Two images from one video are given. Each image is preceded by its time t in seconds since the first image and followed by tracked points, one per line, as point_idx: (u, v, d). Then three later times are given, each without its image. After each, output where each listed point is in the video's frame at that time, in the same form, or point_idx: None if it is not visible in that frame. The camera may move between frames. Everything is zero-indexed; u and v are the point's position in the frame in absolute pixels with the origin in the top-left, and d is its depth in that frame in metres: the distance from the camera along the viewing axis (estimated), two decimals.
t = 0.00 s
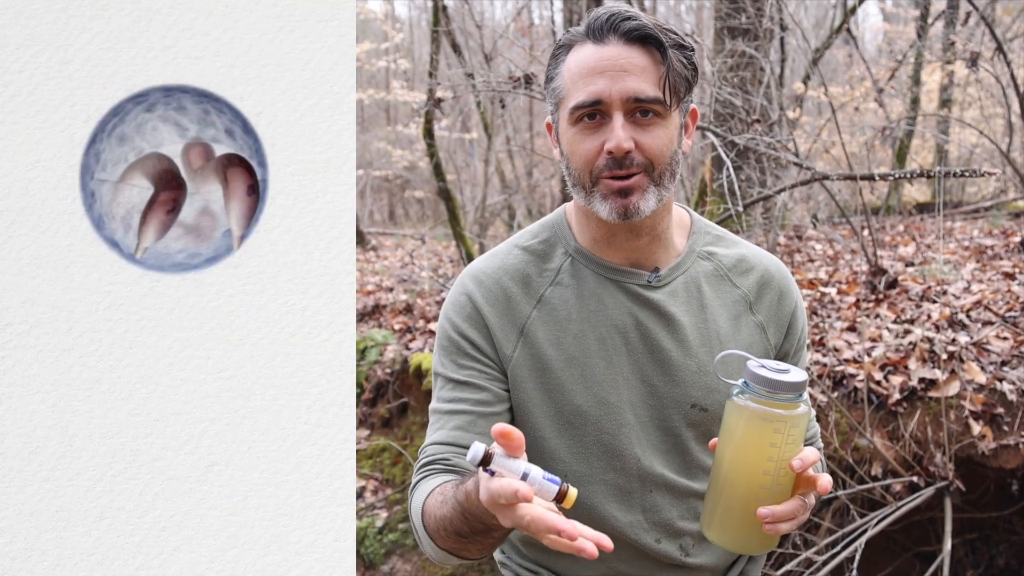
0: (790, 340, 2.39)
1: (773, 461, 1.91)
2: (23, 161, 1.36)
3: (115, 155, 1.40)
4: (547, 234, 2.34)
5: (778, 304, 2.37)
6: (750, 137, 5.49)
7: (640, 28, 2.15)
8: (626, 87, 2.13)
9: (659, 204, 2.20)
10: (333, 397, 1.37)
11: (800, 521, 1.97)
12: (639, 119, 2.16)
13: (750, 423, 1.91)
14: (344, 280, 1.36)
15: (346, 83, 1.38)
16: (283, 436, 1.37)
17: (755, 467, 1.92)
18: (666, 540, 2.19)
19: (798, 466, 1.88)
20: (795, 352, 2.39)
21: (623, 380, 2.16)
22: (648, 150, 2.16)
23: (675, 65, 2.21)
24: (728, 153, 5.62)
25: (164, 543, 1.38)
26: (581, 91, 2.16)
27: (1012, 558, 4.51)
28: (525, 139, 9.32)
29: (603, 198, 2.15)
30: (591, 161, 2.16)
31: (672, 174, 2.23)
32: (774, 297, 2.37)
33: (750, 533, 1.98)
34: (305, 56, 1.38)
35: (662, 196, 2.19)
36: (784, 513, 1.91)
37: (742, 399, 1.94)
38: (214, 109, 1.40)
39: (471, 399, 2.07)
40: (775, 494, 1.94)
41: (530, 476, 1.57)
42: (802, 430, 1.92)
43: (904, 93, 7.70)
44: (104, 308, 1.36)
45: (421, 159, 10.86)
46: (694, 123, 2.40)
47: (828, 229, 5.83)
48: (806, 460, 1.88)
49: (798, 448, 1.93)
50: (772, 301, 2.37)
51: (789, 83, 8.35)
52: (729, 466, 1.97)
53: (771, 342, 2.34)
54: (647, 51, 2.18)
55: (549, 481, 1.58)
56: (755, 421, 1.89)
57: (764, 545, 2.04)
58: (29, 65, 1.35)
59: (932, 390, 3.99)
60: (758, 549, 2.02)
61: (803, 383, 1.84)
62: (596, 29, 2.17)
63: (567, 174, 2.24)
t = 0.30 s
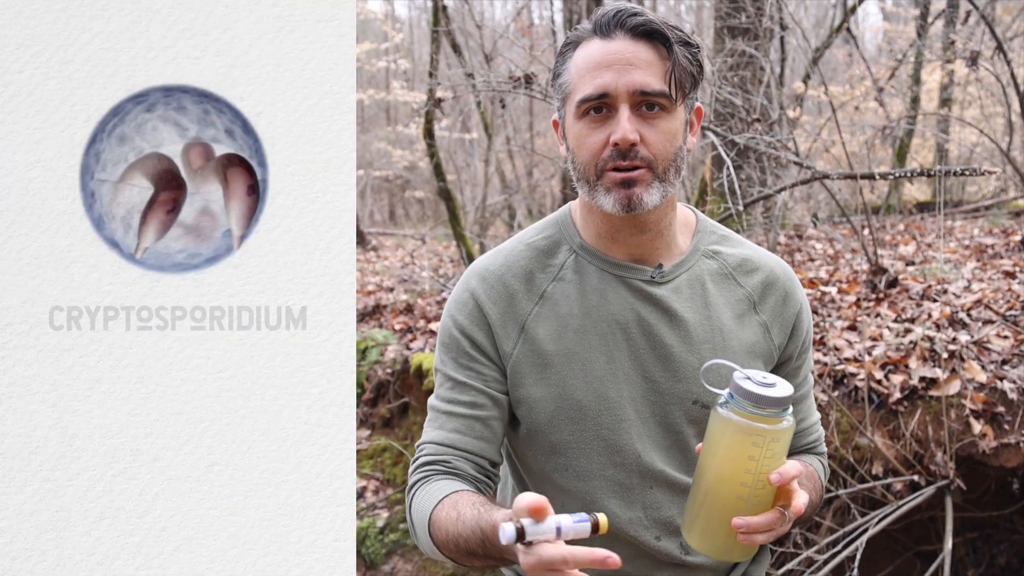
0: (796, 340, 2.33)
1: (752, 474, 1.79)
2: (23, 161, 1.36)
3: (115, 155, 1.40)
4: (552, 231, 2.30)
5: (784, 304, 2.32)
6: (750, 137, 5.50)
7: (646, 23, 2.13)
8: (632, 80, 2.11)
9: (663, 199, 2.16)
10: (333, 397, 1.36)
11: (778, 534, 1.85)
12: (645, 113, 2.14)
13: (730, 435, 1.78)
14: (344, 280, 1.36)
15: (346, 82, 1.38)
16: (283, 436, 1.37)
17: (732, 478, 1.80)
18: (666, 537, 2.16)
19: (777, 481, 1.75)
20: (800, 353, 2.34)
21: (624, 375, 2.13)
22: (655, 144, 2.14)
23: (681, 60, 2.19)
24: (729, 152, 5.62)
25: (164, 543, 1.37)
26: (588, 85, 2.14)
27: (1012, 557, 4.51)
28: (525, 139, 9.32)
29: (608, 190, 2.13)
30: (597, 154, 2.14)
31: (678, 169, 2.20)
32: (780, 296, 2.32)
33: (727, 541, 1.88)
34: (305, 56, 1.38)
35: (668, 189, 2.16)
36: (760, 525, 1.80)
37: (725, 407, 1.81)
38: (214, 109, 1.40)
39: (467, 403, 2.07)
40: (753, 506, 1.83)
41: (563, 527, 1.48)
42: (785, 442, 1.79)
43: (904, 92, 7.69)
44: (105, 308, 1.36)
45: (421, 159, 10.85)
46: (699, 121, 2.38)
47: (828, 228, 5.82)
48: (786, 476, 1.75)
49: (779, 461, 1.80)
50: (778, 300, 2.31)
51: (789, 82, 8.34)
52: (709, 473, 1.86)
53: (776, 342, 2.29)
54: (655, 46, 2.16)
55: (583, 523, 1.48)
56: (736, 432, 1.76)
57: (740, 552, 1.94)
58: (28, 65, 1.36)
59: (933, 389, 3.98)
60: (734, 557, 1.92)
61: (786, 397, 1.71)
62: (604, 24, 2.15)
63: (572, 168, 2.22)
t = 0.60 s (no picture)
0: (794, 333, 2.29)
1: (776, 420, 1.82)
2: (24, 161, 1.37)
3: (115, 155, 1.39)
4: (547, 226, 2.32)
5: (780, 297, 2.29)
6: (751, 137, 5.51)
7: (638, 18, 2.16)
8: (625, 72, 2.12)
9: (657, 187, 2.16)
10: (333, 397, 1.37)
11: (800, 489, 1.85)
12: (638, 103, 2.15)
13: (757, 378, 1.83)
14: (344, 280, 1.37)
15: (347, 83, 1.38)
16: (283, 436, 1.37)
17: (756, 426, 1.84)
18: (661, 526, 2.11)
19: (803, 428, 1.77)
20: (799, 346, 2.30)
21: (614, 359, 2.12)
22: (647, 133, 2.14)
23: (674, 54, 2.20)
24: (730, 152, 5.62)
25: (164, 543, 1.37)
26: (581, 77, 2.16)
27: (1014, 557, 4.50)
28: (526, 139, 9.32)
29: (602, 177, 2.13)
30: (590, 143, 2.15)
31: (670, 159, 2.20)
32: (777, 289, 2.29)
33: (747, 492, 1.89)
34: (305, 56, 1.38)
35: (660, 178, 2.16)
36: (784, 475, 1.80)
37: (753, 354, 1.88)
38: (214, 109, 1.39)
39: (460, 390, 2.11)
40: (775, 456, 1.85)
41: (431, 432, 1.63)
42: (812, 394, 1.84)
43: (906, 92, 7.69)
44: (105, 308, 1.36)
45: (422, 159, 10.86)
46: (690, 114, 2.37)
47: (829, 229, 5.82)
48: (813, 424, 1.77)
49: (805, 411, 1.84)
50: (773, 293, 2.28)
51: (790, 82, 8.34)
52: (732, 423, 1.89)
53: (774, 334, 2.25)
54: (645, 40, 2.19)
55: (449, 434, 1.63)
56: (763, 376, 1.82)
57: (760, 511, 1.93)
58: (29, 65, 1.36)
59: (934, 388, 3.98)
60: (755, 513, 1.91)
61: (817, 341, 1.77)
62: (597, 20, 2.18)
63: (567, 159, 2.23)
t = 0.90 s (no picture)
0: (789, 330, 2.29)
1: (797, 427, 1.91)
2: (23, 161, 1.37)
3: (115, 155, 1.40)
4: (540, 227, 2.33)
5: (775, 296, 2.29)
6: (752, 135, 5.51)
7: (627, 18, 2.15)
8: (614, 73, 2.12)
9: (646, 188, 2.17)
10: (333, 398, 1.36)
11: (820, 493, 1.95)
12: (628, 105, 2.15)
13: (778, 387, 1.92)
14: (344, 280, 1.36)
15: (347, 83, 1.37)
16: (283, 436, 1.37)
17: (778, 434, 1.93)
18: (654, 525, 2.10)
19: (823, 434, 1.87)
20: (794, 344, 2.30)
21: (606, 358, 2.12)
22: (636, 135, 2.15)
23: (663, 54, 2.20)
24: (732, 151, 5.62)
25: (165, 543, 1.37)
26: (570, 79, 2.16)
27: (1016, 557, 4.49)
28: (528, 138, 9.31)
29: (590, 180, 2.14)
30: (579, 146, 2.16)
31: (659, 160, 2.20)
32: (772, 287, 2.29)
33: (767, 497, 1.99)
34: (305, 56, 1.38)
35: (649, 179, 2.16)
36: (805, 481, 1.90)
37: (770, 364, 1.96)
38: (214, 109, 1.40)
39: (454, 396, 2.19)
40: (797, 462, 1.95)
41: (402, 495, 1.77)
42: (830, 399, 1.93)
43: (908, 90, 7.67)
44: (105, 307, 1.37)
45: (424, 158, 10.86)
46: (681, 114, 2.39)
47: (831, 228, 5.80)
48: (832, 430, 1.87)
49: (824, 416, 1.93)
50: (768, 292, 2.28)
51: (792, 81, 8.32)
52: (752, 429, 1.98)
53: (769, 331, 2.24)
54: (635, 41, 2.18)
55: (420, 494, 1.78)
56: (783, 383, 1.91)
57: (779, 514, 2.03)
58: (29, 65, 1.36)
59: (936, 387, 3.97)
60: (774, 517, 2.02)
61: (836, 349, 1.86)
62: (586, 21, 2.18)
63: (557, 161, 2.24)
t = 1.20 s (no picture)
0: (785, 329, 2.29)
1: (784, 430, 1.90)
2: (23, 161, 1.37)
3: (115, 155, 1.40)
4: (538, 225, 2.32)
5: (772, 295, 2.29)
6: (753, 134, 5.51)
7: (625, 17, 2.15)
8: (612, 70, 2.12)
9: (644, 187, 2.17)
10: (333, 398, 1.36)
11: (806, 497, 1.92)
12: (626, 102, 2.15)
13: (766, 389, 1.91)
14: (345, 280, 1.36)
15: (347, 82, 1.37)
16: (283, 436, 1.37)
17: (764, 435, 1.91)
18: (651, 522, 2.10)
19: (809, 438, 1.85)
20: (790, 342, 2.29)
21: (603, 357, 2.11)
22: (633, 132, 2.15)
23: (662, 52, 2.19)
24: (732, 150, 5.61)
25: (165, 543, 1.38)
26: (568, 76, 2.16)
27: (1017, 555, 4.50)
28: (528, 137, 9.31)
29: (588, 176, 2.14)
30: (576, 143, 2.16)
31: (656, 157, 2.20)
32: (769, 286, 2.29)
33: (752, 499, 1.97)
34: (305, 56, 1.38)
35: (647, 176, 2.17)
36: (789, 483, 1.88)
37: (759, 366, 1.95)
38: (214, 109, 1.40)
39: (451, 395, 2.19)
40: (784, 465, 1.92)
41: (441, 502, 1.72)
42: (818, 403, 1.91)
43: (909, 89, 7.66)
44: (105, 307, 1.37)
45: (425, 157, 10.85)
46: (679, 112, 2.38)
47: (831, 227, 5.80)
48: (818, 433, 1.84)
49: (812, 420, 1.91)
50: (765, 290, 2.28)
51: (793, 80, 8.31)
52: (739, 431, 1.96)
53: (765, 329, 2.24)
54: (633, 39, 2.18)
55: (458, 509, 1.72)
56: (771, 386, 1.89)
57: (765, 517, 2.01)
58: (29, 65, 1.36)
59: (937, 386, 3.97)
60: (759, 519, 1.99)
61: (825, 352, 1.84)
62: (584, 19, 2.18)
63: (554, 158, 2.24)
